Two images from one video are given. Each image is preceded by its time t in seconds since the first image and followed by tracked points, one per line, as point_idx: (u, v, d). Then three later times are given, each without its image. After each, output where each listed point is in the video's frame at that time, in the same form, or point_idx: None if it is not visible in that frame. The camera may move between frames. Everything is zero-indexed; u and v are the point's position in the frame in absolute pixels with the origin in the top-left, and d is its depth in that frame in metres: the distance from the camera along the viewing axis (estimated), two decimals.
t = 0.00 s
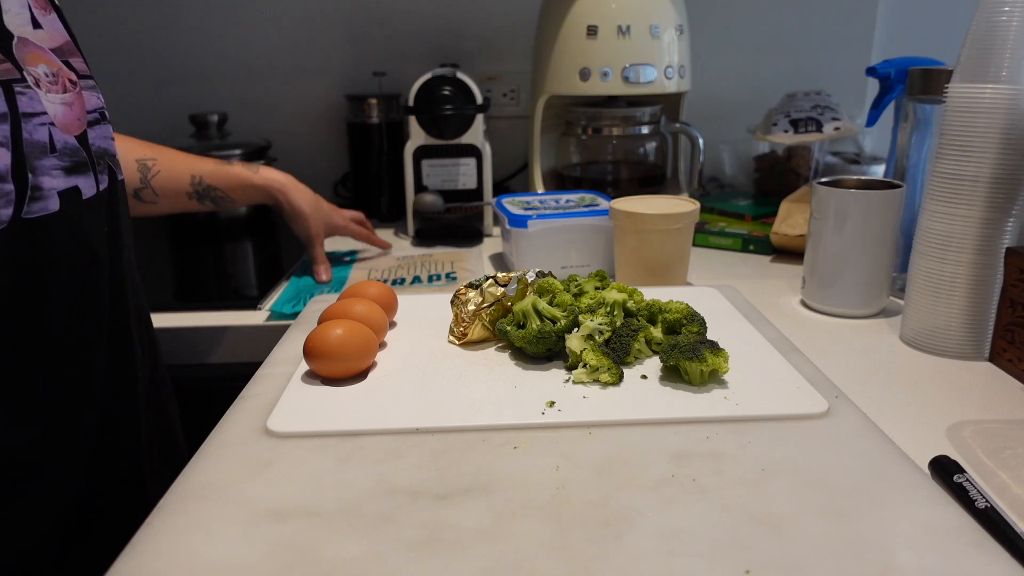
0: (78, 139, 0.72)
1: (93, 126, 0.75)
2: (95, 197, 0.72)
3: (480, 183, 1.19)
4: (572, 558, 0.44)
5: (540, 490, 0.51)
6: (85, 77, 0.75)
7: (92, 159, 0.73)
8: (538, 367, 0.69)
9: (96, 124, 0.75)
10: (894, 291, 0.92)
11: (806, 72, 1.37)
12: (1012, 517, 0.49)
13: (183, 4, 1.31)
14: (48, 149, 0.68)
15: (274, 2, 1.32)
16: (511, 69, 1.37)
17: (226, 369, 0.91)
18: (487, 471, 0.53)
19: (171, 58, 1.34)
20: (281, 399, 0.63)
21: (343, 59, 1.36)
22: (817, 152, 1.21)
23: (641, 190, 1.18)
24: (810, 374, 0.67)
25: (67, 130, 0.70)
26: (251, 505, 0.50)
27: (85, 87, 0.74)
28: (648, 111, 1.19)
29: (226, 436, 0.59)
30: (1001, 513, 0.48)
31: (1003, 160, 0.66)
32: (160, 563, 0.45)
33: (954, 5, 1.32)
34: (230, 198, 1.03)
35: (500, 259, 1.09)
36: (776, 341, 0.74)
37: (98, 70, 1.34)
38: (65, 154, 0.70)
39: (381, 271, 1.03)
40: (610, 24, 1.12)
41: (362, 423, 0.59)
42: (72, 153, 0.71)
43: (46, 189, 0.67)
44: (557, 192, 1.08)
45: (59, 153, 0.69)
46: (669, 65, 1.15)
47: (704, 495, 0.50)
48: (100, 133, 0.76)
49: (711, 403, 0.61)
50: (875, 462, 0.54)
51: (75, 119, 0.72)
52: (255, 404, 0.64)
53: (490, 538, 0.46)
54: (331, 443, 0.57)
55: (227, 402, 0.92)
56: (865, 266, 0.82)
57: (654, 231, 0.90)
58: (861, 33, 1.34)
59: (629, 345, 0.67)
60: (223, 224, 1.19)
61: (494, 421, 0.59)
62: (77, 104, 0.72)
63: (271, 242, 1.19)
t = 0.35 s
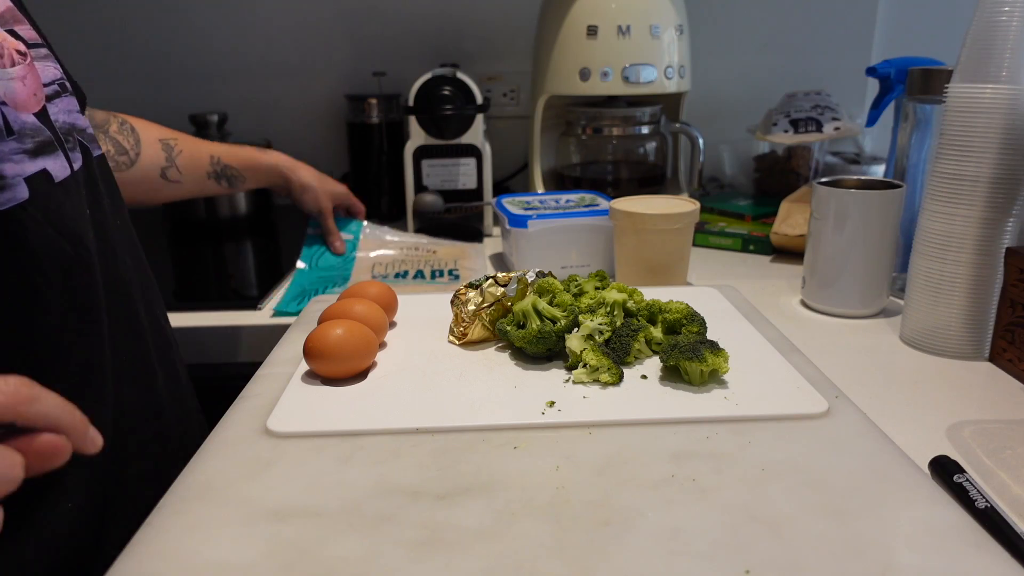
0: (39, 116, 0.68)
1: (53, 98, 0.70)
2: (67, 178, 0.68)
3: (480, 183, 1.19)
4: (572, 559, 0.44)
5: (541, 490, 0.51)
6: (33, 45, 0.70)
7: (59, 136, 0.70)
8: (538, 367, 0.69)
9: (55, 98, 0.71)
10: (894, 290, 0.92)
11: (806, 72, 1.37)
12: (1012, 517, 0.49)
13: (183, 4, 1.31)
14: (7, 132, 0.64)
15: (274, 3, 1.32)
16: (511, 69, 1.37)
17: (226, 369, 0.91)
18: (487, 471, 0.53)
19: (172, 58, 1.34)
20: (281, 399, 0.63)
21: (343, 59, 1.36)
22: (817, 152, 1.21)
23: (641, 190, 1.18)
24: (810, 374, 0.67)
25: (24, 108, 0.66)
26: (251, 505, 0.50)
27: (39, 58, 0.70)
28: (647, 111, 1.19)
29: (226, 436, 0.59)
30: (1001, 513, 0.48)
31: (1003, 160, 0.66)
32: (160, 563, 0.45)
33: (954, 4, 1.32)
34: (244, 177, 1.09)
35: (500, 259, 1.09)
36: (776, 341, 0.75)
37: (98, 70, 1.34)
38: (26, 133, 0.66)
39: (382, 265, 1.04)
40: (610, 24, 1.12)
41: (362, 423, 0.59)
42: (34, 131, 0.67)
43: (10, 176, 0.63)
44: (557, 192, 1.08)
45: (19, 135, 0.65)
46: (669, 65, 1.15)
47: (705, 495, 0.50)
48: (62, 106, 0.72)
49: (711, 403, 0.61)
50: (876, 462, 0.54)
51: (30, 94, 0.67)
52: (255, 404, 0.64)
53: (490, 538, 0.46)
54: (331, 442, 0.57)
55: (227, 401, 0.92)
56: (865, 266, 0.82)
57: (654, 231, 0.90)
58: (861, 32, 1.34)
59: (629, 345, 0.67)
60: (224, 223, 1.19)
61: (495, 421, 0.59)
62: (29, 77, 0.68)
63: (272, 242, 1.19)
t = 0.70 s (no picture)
0: (52, 100, 0.70)
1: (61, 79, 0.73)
2: (76, 162, 0.71)
3: (480, 183, 1.19)
4: (572, 558, 0.44)
5: (541, 490, 0.51)
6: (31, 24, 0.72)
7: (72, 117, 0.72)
8: (538, 367, 0.69)
9: (61, 79, 0.73)
10: (894, 290, 0.92)
11: (806, 72, 1.37)
12: (1011, 517, 0.49)
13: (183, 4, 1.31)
14: (34, 120, 0.67)
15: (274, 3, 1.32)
16: (511, 69, 1.37)
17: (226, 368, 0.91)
18: (488, 471, 0.53)
19: (172, 58, 1.34)
20: (282, 399, 0.63)
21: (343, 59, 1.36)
22: (817, 152, 1.21)
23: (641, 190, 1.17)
24: (810, 375, 0.67)
25: (42, 93, 0.69)
26: (252, 505, 0.50)
27: (41, 40, 0.71)
28: (647, 111, 1.19)
29: (226, 436, 0.59)
30: (1001, 513, 0.48)
31: (1003, 160, 0.66)
32: (160, 563, 0.45)
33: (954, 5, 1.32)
34: (123, 42, 0.88)
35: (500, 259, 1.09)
36: (776, 341, 0.74)
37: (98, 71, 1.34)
38: (47, 116, 0.69)
39: (390, 137, 0.87)
40: (610, 24, 1.12)
41: (363, 423, 0.59)
42: (54, 114, 0.70)
43: (40, 166, 0.66)
44: (557, 192, 1.08)
45: (42, 121, 0.68)
46: (669, 64, 1.15)
47: (705, 495, 0.50)
48: (68, 85, 0.74)
49: (711, 403, 0.61)
50: (876, 463, 0.54)
51: (47, 78, 0.70)
52: (256, 405, 0.64)
53: (491, 538, 0.46)
54: (331, 443, 0.57)
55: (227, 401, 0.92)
56: (865, 266, 0.82)
57: (654, 230, 0.90)
58: (862, 32, 1.34)
59: (629, 345, 0.67)
60: (224, 223, 1.19)
61: (495, 421, 0.59)
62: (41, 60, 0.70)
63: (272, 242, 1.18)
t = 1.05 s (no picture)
0: (53, 98, 0.68)
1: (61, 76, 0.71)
2: (79, 162, 0.71)
3: (480, 183, 1.17)
4: (572, 559, 0.44)
5: (541, 490, 0.51)
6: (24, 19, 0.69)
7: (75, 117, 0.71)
8: (538, 367, 0.69)
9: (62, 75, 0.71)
10: (894, 290, 0.92)
11: (806, 73, 1.37)
12: (1012, 517, 0.49)
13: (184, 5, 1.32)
14: (38, 122, 0.65)
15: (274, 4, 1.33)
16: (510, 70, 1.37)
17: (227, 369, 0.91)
18: (487, 471, 0.53)
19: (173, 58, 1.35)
20: (282, 399, 0.64)
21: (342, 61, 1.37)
22: (817, 152, 1.21)
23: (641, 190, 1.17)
24: (809, 375, 0.67)
25: (44, 93, 0.67)
26: (252, 505, 0.50)
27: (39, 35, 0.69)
28: (647, 111, 1.18)
29: (226, 436, 0.59)
30: (1001, 513, 0.47)
31: (1003, 160, 0.66)
32: (160, 563, 0.45)
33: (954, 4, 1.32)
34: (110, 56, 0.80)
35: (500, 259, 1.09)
36: (776, 341, 0.74)
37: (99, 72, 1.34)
38: (50, 117, 0.67)
39: (399, 87, 0.60)
40: (610, 25, 1.12)
41: (363, 422, 0.59)
42: (58, 115, 0.68)
43: (48, 169, 0.65)
44: (557, 192, 1.08)
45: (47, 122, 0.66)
46: (669, 65, 1.15)
47: (705, 496, 0.50)
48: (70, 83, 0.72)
49: (711, 403, 0.61)
50: (876, 463, 0.54)
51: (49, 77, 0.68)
52: (256, 405, 0.64)
53: (490, 538, 0.46)
54: (332, 443, 0.57)
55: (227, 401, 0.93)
56: (865, 266, 0.82)
57: (654, 230, 0.90)
58: (861, 32, 1.34)
59: (628, 345, 0.67)
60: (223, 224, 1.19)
61: (494, 421, 0.59)
62: (38, 58, 0.67)
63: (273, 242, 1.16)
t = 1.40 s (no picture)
0: (47, 131, 0.65)
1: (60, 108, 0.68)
2: (72, 199, 0.67)
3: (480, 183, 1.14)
4: (571, 560, 0.44)
5: (541, 490, 0.51)
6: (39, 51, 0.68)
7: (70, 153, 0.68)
8: (538, 368, 0.69)
9: (63, 109, 0.68)
10: (894, 290, 0.92)
11: (806, 73, 1.37)
12: (1012, 517, 0.49)
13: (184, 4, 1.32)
14: (17, 152, 0.62)
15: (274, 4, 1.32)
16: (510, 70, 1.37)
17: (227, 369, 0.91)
18: (487, 471, 0.53)
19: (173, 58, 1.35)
20: (283, 399, 0.64)
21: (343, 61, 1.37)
22: (817, 152, 1.21)
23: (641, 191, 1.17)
24: (810, 375, 0.67)
25: (32, 123, 0.64)
26: (253, 505, 0.50)
27: (44, 66, 0.67)
28: (647, 111, 1.18)
29: (227, 436, 0.59)
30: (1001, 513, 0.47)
31: (1003, 161, 0.66)
32: (160, 563, 0.45)
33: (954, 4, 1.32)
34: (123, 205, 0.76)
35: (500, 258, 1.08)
36: (776, 341, 0.75)
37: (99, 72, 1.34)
38: (33, 150, 0.63)
39: (445, 208, 0.59)
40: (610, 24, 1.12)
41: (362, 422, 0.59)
42: (45, 150, 0.65)
43: (23, 202, 0.61)
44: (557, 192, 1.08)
45: (29, 154, 0.63)
46: (669, 65, 1.15)
47: (705, 496, 0.50)
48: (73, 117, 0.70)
49: (711, 403, 0.61)
50: (876, 463, 0.54)
51: (41, 108, 0.65)
52: (256, 405, 0.64)
53: (490, 539, 0.46)
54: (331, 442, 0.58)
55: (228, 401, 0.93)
56: (865, 266, 0.82)
57: (654, 231, 0.90)
58: (861, 32, 1.34)
59: (629, 346, 0.67)
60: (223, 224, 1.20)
61: (494, 421, 0.59)
62: (37, 89, 0.65)
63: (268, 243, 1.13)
